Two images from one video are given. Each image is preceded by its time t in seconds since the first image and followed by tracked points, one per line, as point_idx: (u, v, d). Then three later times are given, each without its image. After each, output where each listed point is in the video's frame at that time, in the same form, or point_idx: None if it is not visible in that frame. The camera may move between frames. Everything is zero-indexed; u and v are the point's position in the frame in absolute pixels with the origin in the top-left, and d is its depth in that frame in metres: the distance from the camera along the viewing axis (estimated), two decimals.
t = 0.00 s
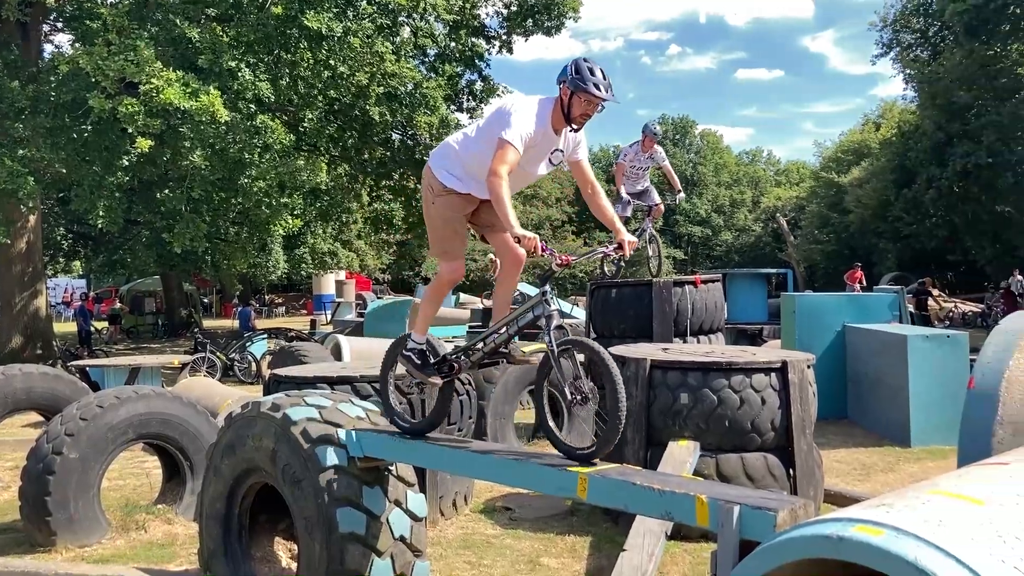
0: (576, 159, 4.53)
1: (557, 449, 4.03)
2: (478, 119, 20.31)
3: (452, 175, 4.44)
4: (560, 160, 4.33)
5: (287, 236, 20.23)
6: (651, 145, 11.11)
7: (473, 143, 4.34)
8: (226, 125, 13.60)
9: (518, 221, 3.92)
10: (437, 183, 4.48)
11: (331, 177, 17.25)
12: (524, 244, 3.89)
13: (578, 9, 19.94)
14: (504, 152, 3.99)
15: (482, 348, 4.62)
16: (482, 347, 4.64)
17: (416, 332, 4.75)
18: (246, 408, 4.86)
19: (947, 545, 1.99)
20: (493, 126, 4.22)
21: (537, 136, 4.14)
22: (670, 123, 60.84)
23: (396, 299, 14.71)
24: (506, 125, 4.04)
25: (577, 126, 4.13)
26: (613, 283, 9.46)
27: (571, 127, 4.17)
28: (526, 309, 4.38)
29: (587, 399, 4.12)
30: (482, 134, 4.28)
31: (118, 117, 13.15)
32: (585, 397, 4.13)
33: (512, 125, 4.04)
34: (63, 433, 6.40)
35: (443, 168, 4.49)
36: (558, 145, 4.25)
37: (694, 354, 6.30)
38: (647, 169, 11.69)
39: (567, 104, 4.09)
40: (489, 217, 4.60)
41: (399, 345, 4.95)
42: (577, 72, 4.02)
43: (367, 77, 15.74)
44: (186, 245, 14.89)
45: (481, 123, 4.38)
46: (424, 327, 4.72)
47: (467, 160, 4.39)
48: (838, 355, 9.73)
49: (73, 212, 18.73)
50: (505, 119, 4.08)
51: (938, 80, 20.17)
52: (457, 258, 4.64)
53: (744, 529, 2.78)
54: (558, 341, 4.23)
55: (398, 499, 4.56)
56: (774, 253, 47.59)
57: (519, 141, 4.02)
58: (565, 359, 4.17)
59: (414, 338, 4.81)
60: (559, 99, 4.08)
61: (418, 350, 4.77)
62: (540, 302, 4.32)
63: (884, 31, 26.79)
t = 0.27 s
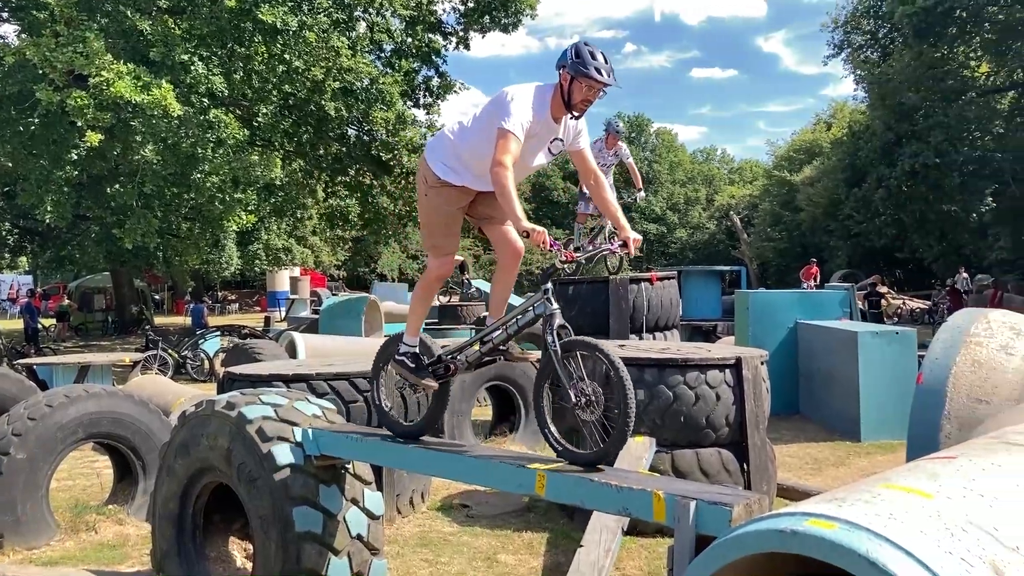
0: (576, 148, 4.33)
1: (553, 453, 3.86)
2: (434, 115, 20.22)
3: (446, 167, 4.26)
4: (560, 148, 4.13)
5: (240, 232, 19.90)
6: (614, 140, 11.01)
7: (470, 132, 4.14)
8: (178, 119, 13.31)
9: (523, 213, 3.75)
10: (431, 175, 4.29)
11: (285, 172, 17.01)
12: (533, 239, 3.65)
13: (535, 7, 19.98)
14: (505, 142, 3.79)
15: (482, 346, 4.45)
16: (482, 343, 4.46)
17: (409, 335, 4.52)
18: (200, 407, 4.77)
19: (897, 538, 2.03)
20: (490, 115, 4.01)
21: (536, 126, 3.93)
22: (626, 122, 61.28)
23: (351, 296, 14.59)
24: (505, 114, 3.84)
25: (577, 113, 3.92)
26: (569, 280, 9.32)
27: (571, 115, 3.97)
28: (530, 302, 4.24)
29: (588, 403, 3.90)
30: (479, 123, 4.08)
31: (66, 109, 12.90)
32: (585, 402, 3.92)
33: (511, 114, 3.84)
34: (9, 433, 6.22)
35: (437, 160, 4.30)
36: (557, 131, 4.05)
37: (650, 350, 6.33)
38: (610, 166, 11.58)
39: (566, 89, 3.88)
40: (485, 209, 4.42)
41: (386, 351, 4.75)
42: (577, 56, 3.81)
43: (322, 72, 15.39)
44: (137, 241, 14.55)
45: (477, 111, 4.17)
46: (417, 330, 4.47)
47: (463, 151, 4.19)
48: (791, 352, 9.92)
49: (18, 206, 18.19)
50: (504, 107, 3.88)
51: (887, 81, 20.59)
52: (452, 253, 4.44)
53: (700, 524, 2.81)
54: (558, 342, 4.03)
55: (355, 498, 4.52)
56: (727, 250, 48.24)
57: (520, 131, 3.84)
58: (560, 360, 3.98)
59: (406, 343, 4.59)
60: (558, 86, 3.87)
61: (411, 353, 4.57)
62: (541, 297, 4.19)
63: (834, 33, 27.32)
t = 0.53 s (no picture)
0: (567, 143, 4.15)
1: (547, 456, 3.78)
2: (394, 113, 20.07)
3: (434, 160, 4.14)
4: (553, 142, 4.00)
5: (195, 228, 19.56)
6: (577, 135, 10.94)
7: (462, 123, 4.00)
8: (132, 114, 12.94)
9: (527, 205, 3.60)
10: (418, 168, 4.18)
11: (242, 168, 16.74)
12: (538, 232, 3.63)
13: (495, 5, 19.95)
14: (505, 133, 3.63)
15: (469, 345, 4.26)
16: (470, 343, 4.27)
17: (389, 332, 4.39)
18: (153, 406, 4.66)
19: (846, 531, 2.07)
20: (485, 106, 3.87)
21: (533, 119, 3.78)
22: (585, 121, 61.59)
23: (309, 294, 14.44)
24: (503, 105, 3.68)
25: (573, 109, 3.78)
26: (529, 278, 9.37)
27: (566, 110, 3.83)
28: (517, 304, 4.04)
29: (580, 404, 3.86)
30: (473, 114, 3.93)
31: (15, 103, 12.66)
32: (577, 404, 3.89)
33: (510, 105, 3.69)
34: None
35: (424, 152, 4.17)
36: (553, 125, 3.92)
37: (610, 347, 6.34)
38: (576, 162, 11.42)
39: (563, 84, 3.74)
40: (472, 205, 4.32)
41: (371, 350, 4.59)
42: (577, 50, 3.67)
43: (280, 68, 15.40)
44: (89, 238, 14.21)
45: (470, 102, 4.03)
46: (396, 325, 4.37)
47: (452, 144, 4.06)
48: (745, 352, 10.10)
49: None
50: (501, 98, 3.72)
51: (841, 82, 20.95)
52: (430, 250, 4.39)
53: (654, 520, 2.83)
54: (550, 341, 3.90)
55: (311, 497, 4.47)
56: (686, 249, 48.73)
57: (520, 122, 3.68)
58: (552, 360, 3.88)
59: (387, 341, 4.46)
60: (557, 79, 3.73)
61: (392, 351, 4.43)
62: (530, 297, 3.99)
63: (790, 35, 27.72)
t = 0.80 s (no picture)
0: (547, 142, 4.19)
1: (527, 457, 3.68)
2: (355, 110, 19.89)
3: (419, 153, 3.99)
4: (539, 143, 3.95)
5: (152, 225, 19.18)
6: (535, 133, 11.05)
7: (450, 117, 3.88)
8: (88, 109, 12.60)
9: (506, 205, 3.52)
10: (402, 161, 4.01)
11: (200, 165, 16.43)
12: (515, 232, 3.52)
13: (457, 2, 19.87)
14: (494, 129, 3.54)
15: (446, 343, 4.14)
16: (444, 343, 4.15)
17: (365, 325, 4.18)
18: (109, 405, 4.54)
19: (804, 528, 2.07)
20: (473, 99, 3.77)
21: (522, 118, 3.69)
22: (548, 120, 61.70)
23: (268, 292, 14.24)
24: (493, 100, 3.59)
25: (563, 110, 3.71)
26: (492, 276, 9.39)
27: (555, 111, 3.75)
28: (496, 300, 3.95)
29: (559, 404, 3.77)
30: (459, 108, 3.82)
31: None
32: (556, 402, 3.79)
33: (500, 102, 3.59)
34: None
35: (410, 144, 4.01)
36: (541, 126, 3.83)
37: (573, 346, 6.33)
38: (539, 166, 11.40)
39: (554, 84, 3.66)
40: (452, 204, 4.21)
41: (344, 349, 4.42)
42: (571, 53, 3.61)
43: (240, 64, 14.86)
44: (42, 235, 13.84)
45: (459, 95, 3.92)
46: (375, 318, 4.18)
47: (440, 138, 3.93)
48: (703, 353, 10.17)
49: None
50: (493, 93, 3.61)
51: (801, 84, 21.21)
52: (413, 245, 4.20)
53: (613, 518, 2.82)
54: (529, 341, 3.79)
55: (270, 497, 4.40)
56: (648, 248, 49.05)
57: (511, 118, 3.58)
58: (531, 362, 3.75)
59: (361, 334, 4.23)
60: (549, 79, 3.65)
61: (366, 345, 4.21)
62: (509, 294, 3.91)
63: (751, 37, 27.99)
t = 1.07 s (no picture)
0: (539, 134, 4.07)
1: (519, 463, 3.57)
2: (320, 107, 19.69)
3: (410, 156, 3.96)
4: (526, 134, 3.87)
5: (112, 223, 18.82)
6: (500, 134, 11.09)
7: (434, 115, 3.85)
8: (47, 106, 12.33)
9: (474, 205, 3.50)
10: (395, 164, 3.98)
11: (162, 162, 16.14)
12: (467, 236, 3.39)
13: None
14: (470, 123, 3.51)
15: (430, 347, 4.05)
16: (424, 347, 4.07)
17: (367, 315, 4.11)
18: (66, 406, 4.43)
19: (767, 526, 2.09)
20: (454, 93, 3.73)
21: (501, 109, 3.64)
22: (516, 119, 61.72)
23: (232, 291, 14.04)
24: (471, 94, 3.56)
25: (545, 96, 3.64)
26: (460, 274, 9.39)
27: (539, 97, 3.68)
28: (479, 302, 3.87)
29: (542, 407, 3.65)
30: (441, 104, 3.80)
31: None
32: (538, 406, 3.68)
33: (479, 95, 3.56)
34: None
35: (401, 148, 3.98)
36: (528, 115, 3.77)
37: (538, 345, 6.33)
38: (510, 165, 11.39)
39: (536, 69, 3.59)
40: (443, 212, 4.21)
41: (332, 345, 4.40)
42: (554, 34, 3.53)
43: (203, 60, 14.62)
44: None
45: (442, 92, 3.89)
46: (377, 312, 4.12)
47: (428, 138, 3.90)
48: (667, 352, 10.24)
49: None
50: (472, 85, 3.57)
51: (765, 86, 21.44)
52: (431, 245, 4.10)
53: (578, 515, 2.82)
54: (512, 342, 3.73)
55: (232, 497, 4.34)
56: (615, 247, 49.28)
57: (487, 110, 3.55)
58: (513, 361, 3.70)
59: (359, 320, 4.13)
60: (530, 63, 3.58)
61: (363, 333, 4.12)
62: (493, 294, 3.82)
63: (715, 39, 28.18)
